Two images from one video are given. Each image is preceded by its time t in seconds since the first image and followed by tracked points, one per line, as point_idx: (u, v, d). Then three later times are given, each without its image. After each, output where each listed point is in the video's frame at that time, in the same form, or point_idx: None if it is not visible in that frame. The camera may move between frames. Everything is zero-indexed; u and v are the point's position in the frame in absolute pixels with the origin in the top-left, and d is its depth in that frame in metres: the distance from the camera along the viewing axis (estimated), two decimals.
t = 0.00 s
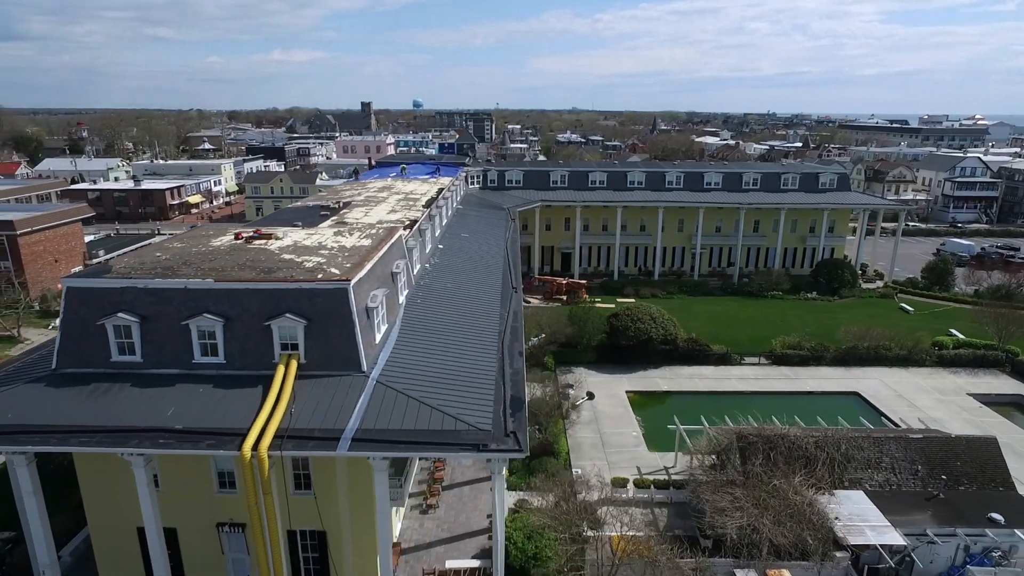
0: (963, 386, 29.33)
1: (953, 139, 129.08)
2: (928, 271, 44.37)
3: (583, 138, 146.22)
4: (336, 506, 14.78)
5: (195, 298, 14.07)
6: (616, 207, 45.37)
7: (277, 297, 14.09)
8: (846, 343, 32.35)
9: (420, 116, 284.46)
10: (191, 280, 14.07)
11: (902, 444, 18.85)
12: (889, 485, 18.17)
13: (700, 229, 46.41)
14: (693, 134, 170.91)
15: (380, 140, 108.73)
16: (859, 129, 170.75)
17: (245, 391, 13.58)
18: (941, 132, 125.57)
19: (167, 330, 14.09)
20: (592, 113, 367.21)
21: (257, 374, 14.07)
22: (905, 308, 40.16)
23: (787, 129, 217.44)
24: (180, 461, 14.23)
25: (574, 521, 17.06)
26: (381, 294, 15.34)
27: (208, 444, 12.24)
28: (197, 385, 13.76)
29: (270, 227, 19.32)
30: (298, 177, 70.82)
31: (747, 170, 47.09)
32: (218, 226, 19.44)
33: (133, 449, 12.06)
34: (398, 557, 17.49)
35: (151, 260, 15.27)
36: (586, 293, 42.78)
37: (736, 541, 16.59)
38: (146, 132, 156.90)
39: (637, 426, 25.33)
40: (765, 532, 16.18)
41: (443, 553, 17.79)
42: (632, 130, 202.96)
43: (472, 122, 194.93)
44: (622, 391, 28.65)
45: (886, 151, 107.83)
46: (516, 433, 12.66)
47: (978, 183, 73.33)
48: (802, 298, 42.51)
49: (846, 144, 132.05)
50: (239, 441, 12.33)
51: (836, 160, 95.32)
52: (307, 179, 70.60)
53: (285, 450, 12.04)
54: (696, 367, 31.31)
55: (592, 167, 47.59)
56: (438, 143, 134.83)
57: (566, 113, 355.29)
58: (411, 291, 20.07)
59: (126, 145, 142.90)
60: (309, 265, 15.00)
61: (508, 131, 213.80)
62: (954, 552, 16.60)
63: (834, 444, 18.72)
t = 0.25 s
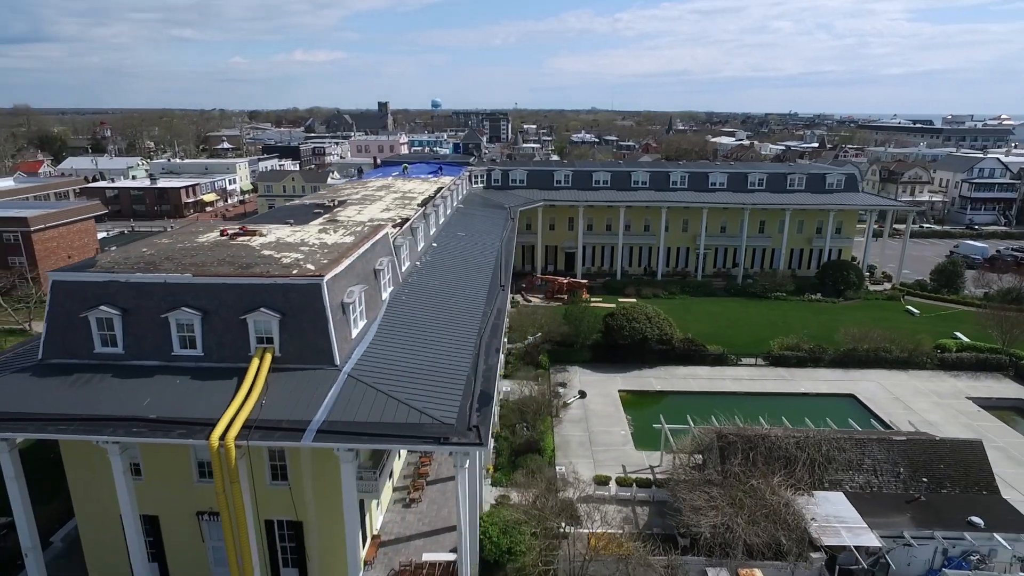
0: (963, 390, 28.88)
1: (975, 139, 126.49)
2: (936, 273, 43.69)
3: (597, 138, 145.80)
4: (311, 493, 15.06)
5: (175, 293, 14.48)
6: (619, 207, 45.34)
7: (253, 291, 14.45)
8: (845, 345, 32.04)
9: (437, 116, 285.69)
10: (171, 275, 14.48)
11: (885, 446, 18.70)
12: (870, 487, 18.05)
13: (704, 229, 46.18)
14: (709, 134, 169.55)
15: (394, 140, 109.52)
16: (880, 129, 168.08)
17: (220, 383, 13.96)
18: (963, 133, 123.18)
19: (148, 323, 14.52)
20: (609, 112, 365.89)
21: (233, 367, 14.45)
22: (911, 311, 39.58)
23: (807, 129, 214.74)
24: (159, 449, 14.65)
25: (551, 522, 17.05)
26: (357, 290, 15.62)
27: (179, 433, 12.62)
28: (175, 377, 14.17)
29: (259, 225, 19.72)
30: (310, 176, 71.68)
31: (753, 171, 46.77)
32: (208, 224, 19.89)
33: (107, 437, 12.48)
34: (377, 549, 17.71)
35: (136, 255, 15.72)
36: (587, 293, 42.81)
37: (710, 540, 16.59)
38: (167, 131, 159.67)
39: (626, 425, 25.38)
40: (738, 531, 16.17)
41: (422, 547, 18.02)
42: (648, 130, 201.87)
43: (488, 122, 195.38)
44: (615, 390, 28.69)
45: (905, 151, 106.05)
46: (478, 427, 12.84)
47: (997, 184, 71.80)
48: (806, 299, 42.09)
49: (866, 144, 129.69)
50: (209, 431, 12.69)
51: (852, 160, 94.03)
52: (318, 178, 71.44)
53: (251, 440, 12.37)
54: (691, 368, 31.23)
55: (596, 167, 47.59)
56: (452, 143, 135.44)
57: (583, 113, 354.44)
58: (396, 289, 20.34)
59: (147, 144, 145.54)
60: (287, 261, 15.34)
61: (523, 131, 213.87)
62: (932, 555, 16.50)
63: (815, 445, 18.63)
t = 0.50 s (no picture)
0: (961, 393, 28.47)
1: (998, 139, 123.93)
2: (945, 276, 43.01)
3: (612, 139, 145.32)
4: (286, 484, 15.46)
5: (156, 287, 14.93)
6: (622, 207, 45.29)
7: (231, 286, 14.86)
8: (844, 347, 31.74)
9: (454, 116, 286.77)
10: (152, 270, 14.93)
11: (866, 448, 18.60)
12: (849, 489, 17.96)
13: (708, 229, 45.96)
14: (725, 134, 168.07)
15: (407, 140, 110.24)
16: (902, 130, 165.27)
17: (197, 375, 14.38)
18: (984, 133, 120.81)
19: (130, 317, 14.99)
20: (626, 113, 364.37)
21: (212, 359, 14.87)
22: (917, 313, 39.03)
23: (827, 129, 211.89)
24: (140, 438, 15.11)
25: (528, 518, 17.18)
26: (334, 286, 15.96)
27: (153, 422, 13.04)
28: (155, 368, 14.61)
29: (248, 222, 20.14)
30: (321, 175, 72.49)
31: (758, 171, 46.43)
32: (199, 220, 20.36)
33: (84, 425, 12.95)
34: (356, 542, 18.03)
35: (122, 251, 16.20)
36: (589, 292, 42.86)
37: (683, 539, 16.62)
38: (187, 131, 162.38)
39: (615, 424, 25.46)
40: (710, 530, 16.21)
41: (400, 539, 18.31)
42: (664, 130, 200.64)
43: (504, 121, 195.68)
44: (607, 389, 28.76)
45: (923, 152, 104.28)
46: (442, 420, 13.08)
47: (1015, 186, 70.34)
48: (810, 301, 41.69)
49: (885, 145, 127.67)
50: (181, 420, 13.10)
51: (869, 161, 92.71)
52: (329, 177, 72.24)
53: (220, 429, 12.75)
54: (686, 368, 31.18)
55: (600, 167, 47.60)
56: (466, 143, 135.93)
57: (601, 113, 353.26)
58: (382, 286, 20.68)
59: (168, 143, 148.05)
60: (266, 257, 15.73)
61: (539, 130, 213.76)
62: (909, 558, 16.40)
63: (795, 446, 18.57)
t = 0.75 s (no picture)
0: (958, 396, 28.11)
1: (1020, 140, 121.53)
2: (952, 278, 42.38)
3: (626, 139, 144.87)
4: (263, 476, 15.86)
5: (138, 282, 15.41)
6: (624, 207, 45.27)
7: (209, 281, 15.28)
8: (841, 349, 31.47)
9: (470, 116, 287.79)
10: (134, 265, 15.40)
11: (845, 449, 18.53)
12: (826, 490, 17.91)
13: (711, 230, 45.76)
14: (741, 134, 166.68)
15: (420, 140, 110.93)
16: (922, 130, 162.60)
17: (174, 367, 14.81)
18: (1006, 134, 118.50)
19: (113, 310, 15.47)
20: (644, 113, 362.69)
21: (190, 352, 15.29)
22: (921, 316, 38.52)
23: (846, 130, 209.07)
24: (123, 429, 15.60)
25: (500, 512, 17.28)
26: (311, 283, 16.31)
27: (127, 412, 13.48)
28: (135, 360, 15.07)
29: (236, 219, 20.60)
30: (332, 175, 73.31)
31: (762, 171, 46.14)
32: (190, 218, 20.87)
33: (62, 414, 13.43)
34: (336, 533, 18.37)
35: (109, 246, 16.72)
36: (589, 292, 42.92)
37: (654, 537, 16.69)
38: (206, 131, 164.90)
39: (603, 423, 25.55)
40: (681, 527, 16.23)
41: (379, 532, 18.61)
42: (680, 130, 199.42)
43: (518, 121, 195.94)
44: (598, 388, 28.84)
45: (941, 153, 102.61)
46: (406, 414, 13.35)
47: None
48: (812, 303, 41.33)
49: (903, 145, 125.81)
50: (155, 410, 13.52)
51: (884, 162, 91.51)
52: (340, 177, 73.03)
53: (190, 420, 13.16)
54: (680, 368, 31.16)
55: (603, 167, 47.62)
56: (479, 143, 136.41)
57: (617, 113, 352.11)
58: (367, 283, 21.01)
59: (187, 143, 150.51)
60: (245, 254, 16.12)
61: (554, 131, 213.66)
62: (882, 559, 16.29)
63: (772, 446, 18.55)
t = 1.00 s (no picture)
0: (955, 400, 27.77)
1: None
2: (959, 281, 41.76)
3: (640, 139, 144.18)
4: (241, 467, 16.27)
5: (123, 277, 15.92)
6: (627, 207, 45.23)
7: (190, 276, 15.73)
8: (837, 351, 31.22)
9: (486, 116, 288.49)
10: (119, 261, 15.91)
11: (823, 450, 18.48)
12: (802, 490, 17.89)
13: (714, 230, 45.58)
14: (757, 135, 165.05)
15: (433, 140, 111.53)
16: (944, 130, 159.61)
17: (155, 359, 15.28)
18: None
19: (98, 303, 15.99)
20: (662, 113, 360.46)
21: (171, 345, 15.75)
22: (925, 318, 38.02)
23: (867, 130, 205.86)
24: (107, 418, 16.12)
25: (475, 507, 17.50)
26: (290, 279, 16.70)
27: (105, 401, 13.96)
28: (117, 352, 15.57)
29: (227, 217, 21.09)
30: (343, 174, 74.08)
31: (767, 171, 45.83)
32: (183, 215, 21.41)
33: (44, 403, 13.94)
34: (316, 524, 18.74)
35: (98, 242, 17.26)
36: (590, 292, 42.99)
37: (626, 533, 16.78)
38: (225, 130, 167.38)
39: (591, 421, 25.66)
40: (652, 525, 16.30)
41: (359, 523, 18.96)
42: (697, 130, 197.98)
43: (534, 121, 195.94)
44: (589, 387, 28.97)
45: (961, 154, 100.80)
46: (372, 407, 13.65)
47: None
48: (814, 304, 40.98)
49: (923, 146, 123.73)
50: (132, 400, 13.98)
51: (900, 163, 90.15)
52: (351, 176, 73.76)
53: (164, 410, 13.60)
54: (674, 368, 31.15)
55: (606, 167, 47.63)
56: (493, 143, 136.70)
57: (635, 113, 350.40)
58: (353, 280, 21.37)
59: (206, 143, 152.81)
60: (226, 250, 16.55)
61: (570, 131, 213.33)
62: (855, 560, 16.23)
63: (750, 445, 18.57)
